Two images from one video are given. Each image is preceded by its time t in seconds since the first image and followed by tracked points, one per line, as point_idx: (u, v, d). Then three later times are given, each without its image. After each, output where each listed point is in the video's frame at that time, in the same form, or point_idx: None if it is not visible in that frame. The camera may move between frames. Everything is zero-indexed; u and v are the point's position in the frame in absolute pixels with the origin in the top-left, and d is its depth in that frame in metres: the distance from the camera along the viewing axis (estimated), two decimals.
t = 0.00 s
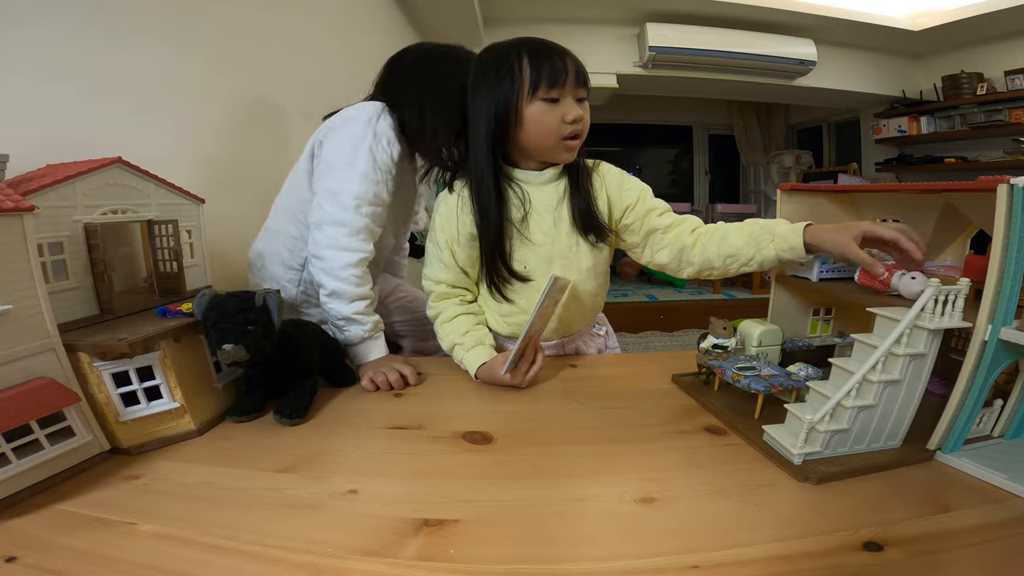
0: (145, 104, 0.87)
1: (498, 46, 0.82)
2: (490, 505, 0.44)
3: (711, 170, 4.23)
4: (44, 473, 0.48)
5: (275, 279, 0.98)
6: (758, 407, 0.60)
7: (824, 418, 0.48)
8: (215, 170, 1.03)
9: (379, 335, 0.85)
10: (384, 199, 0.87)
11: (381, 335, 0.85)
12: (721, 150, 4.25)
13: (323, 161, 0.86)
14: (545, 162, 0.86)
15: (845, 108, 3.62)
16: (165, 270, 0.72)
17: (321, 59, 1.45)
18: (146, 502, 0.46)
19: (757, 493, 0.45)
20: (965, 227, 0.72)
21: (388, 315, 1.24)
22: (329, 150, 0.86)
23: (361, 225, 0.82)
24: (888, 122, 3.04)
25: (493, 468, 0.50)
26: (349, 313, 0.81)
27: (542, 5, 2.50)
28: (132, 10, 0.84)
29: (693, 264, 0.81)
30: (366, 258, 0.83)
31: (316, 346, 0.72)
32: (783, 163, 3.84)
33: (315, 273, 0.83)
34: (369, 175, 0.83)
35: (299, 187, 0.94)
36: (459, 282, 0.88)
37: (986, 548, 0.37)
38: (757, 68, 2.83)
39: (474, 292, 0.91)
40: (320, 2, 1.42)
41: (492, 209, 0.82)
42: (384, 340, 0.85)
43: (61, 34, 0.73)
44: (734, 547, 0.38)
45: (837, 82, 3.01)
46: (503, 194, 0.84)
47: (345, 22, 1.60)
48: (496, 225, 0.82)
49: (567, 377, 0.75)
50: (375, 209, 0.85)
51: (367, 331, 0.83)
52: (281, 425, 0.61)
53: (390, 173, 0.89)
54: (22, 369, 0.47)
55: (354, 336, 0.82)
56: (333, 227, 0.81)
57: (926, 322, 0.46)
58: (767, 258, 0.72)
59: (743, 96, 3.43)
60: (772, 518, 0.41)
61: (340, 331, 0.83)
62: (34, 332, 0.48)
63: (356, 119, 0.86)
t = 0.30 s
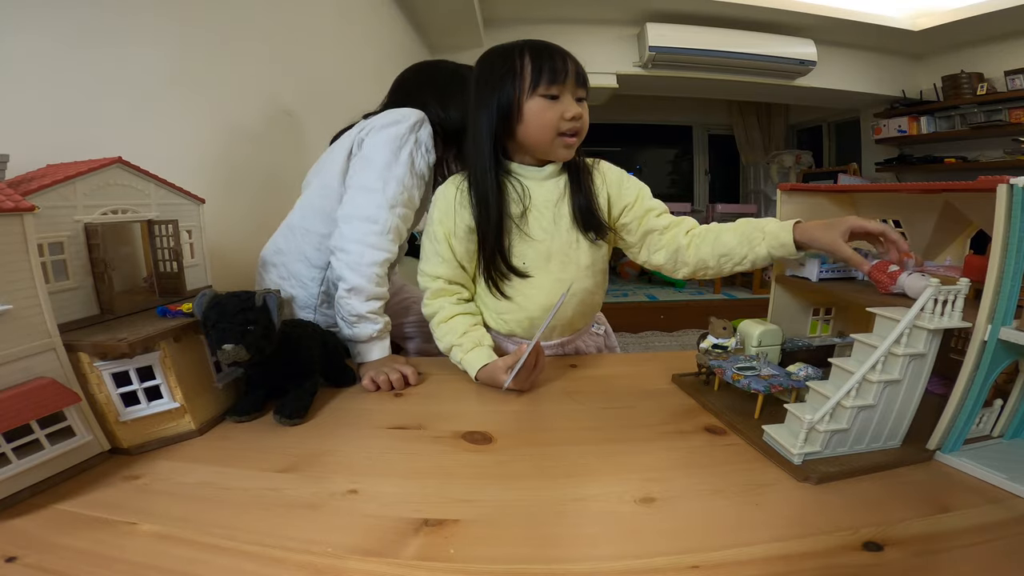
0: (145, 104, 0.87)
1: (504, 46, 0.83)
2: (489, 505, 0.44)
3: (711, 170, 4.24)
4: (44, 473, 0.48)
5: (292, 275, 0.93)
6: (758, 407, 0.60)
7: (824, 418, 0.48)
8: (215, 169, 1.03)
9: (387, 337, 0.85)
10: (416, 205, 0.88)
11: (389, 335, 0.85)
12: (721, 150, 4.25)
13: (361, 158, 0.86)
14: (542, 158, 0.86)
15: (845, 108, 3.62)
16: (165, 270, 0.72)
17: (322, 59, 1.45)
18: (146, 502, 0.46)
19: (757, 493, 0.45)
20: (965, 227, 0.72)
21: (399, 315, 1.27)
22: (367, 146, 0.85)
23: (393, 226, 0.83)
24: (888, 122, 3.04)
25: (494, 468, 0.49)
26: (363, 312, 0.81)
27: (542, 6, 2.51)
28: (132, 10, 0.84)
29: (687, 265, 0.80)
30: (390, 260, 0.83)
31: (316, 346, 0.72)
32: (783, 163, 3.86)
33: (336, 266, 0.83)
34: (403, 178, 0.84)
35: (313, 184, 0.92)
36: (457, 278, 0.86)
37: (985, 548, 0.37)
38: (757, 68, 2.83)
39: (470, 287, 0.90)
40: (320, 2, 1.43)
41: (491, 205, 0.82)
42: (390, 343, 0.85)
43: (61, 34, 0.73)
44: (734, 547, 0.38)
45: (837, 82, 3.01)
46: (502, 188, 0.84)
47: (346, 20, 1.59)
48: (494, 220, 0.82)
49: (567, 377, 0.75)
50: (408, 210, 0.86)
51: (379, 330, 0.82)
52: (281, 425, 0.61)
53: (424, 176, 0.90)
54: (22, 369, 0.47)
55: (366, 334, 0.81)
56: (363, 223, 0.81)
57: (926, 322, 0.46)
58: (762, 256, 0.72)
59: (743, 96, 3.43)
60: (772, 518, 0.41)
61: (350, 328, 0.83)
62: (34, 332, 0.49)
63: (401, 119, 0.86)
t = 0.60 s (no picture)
0: (145, 104, 0.87)
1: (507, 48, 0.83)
2: (489, 505, 0.44)
3: (711, 170, 4.24)
4: (44, 473, 0.48)
5: (299, 281, 0.93)
6: (758, 407, 0.60)
7: (824, 418, 0.48)
8: (215, 169, 1.03)
9: (385, 337, 0.84)
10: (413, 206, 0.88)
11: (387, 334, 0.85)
12: (721, 150, 4.25)
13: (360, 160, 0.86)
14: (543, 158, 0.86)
15: (845, 108, 3.62)
16: (165, 270, 0.72)
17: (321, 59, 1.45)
18: (146, 503, 0.46)
19: (757, 493, 0.45)
20: (964, 227, 0.72)
21: (401, 320, 1.26)
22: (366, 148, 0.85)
23: (390, 225, 0.83)
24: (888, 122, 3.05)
25: (494, 468, 0.49)
26: (362, 310, 0.81)
27: (542, 6, 2.51)
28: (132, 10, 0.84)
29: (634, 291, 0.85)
30: (387, 259, 0.84)
31: (316, 346, 0.72)
32: (783, 163, 3.87)
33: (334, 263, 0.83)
34: (401, 179, 0.85)
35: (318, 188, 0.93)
36: (457, 282, 0.86)
37: (985, 548, 0.37)
38: (757, 68, 2.83)
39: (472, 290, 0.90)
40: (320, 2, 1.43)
41: (493, 206, 0.82)
42: (389, 343, 0.85)
43: (61, 34, 0.73)
44: (734, 547, 0.38)
45: (837, 82, 3.01)
46: (505, 191, 0.84)
47: (345, 20, 1.59)
48: (495, 221, 0.82)
49: (567, 377, 0.75)
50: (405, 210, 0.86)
51: (377, 329, 0.82)
52: (281, 425, 0.61)
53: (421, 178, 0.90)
54: (23, 369, 0.47)
55: (366, 332, 0.81)
56: (361, 223, 0.82)
57: (926, 323, 0.46)
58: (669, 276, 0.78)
59: (743, 96, 3.44)
60: (772, 518, 0.41)
61: (349, 326, 0.82)
62: (34, 332, 0.49)
63: (399, 122, 0.87)
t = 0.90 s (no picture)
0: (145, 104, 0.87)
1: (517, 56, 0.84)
2: (489, 505, 0.44)
3: (711, 170, 4.24)
4: (44, 473, 0.48)
5: (293, 279, 0.94)
6: (758, 407, 0.60)
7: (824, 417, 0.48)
8: (215, 169, 1.03)
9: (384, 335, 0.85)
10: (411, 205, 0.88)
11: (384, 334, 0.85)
12: (721, 150, 4.25)
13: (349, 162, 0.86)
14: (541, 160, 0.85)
15: (845, 108, 3.62)
16: (165, 270, 0.72)
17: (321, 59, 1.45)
18: (146, 503, 0.46)
19: (757, 493, 0.45)
20: (963, 228, 0.72)
21: (398, 319, 1.26)
22: (355, 150, 0.85)
23: (383, 224, 0.83)
24: (888, 122, 3.05)
25: (495, 468, 0.49)
26: (357, 310, 0.81)
27: (542, 6, 2.51)
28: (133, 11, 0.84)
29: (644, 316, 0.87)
30: (381, 258, 0.83)
31: (316, 346, 0.72)
32: (783, 163, 3.87)
33: (328, 264, 0.83)
34: (394, 178, 0.84)
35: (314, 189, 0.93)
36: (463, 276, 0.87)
37: (985, 548, 0.37)
38: (757, 69, 2.83)
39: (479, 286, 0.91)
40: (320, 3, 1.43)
41: (496, 202, 0.83)
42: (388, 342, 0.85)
43: (60, 34, 0.73)
44: (734, 548, 0.38)
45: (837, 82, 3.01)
46: (512, 189, 0.86)
47: (345, 21, 1.60)
48: (499, 216, 0.83)
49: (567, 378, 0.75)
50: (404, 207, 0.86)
51: (374, 329, 0.82)
52: (281, 425, 0.61)
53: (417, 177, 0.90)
54: (22, 369, 0.47)
55: (360, 333, 0.81)
56: (351, 223, 0.82)
57: (926, 323, 0.46)
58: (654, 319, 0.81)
59: (744, 96, 3.44)
60: (772, 518, 0.41)
61: (346, 327, 0.82)
62: (34, 332, 0.49)
63: (388, 122, 0.86)
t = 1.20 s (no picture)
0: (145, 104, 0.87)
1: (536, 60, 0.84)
2: (489, 505, 0.44)
3: (711, 170, 4.24)
4: (43, 473, 0.48)
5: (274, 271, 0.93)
6: (758, 407, 0.60)
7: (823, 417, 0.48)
8: (215, 169, 1.03)
9: (368, 333, 0.84)
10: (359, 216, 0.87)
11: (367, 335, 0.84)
12: (721, 150, 4.26)
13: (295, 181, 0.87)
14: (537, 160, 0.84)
15: (845, 108, 3.62)
16: (165, 270, 0.72)
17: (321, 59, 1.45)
18: (146, 503, 0.46)
19: (757, 493, 0.45)
20: (963, 228, 0.72)
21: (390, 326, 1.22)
22: (298, 170, 0.87)
23: (323, 240, 0.82)
24: (888, 122, 3.05)
25: (495, 468, 0.49)
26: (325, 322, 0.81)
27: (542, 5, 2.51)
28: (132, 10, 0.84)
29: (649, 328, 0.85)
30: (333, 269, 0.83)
31: (316, 346, 0.72)
32: (783, 163, 3.87)
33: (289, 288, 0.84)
34: (331, 193, 0.83)
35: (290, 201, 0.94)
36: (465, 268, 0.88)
37: (985, 549, 0.37)
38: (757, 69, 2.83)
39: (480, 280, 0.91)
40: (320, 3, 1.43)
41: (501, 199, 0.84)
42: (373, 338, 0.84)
43: (59, 34, 0.73)
44: (734, 548, 0.38)
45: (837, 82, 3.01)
46: (519, 185, 0.86)
47: (346, 21, 1.60)
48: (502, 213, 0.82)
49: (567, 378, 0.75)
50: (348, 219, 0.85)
51: (352, 332, 0.82)
52: (280, 425, 0.61)
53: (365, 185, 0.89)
54: (22, 369, 0.47)
55: (339, 341, 0.81)
56: (295, 243, 0.82)
57: (925, 323, 0.46)
58: (651, 335, 0.78)
59: (744, 96, 3.44)
60: (771, 518, 0.41)
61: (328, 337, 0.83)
62: (34, 332, 0.49)
63: (319, 135, 0.86)
